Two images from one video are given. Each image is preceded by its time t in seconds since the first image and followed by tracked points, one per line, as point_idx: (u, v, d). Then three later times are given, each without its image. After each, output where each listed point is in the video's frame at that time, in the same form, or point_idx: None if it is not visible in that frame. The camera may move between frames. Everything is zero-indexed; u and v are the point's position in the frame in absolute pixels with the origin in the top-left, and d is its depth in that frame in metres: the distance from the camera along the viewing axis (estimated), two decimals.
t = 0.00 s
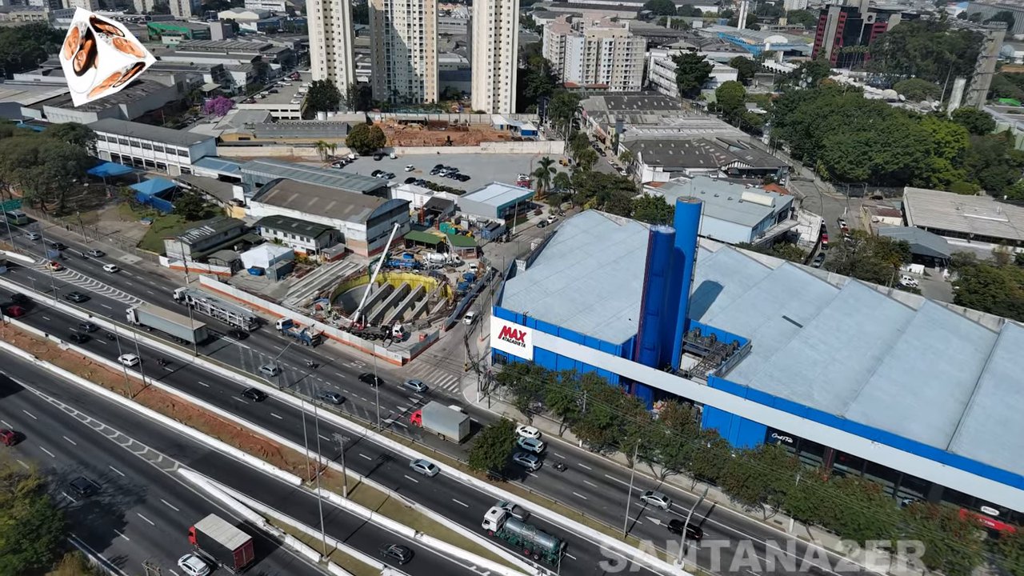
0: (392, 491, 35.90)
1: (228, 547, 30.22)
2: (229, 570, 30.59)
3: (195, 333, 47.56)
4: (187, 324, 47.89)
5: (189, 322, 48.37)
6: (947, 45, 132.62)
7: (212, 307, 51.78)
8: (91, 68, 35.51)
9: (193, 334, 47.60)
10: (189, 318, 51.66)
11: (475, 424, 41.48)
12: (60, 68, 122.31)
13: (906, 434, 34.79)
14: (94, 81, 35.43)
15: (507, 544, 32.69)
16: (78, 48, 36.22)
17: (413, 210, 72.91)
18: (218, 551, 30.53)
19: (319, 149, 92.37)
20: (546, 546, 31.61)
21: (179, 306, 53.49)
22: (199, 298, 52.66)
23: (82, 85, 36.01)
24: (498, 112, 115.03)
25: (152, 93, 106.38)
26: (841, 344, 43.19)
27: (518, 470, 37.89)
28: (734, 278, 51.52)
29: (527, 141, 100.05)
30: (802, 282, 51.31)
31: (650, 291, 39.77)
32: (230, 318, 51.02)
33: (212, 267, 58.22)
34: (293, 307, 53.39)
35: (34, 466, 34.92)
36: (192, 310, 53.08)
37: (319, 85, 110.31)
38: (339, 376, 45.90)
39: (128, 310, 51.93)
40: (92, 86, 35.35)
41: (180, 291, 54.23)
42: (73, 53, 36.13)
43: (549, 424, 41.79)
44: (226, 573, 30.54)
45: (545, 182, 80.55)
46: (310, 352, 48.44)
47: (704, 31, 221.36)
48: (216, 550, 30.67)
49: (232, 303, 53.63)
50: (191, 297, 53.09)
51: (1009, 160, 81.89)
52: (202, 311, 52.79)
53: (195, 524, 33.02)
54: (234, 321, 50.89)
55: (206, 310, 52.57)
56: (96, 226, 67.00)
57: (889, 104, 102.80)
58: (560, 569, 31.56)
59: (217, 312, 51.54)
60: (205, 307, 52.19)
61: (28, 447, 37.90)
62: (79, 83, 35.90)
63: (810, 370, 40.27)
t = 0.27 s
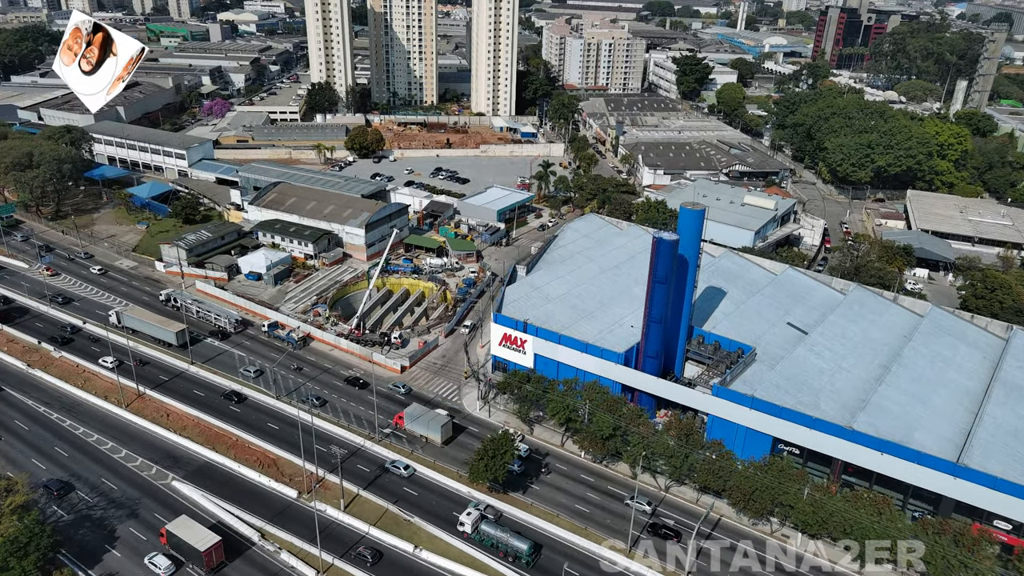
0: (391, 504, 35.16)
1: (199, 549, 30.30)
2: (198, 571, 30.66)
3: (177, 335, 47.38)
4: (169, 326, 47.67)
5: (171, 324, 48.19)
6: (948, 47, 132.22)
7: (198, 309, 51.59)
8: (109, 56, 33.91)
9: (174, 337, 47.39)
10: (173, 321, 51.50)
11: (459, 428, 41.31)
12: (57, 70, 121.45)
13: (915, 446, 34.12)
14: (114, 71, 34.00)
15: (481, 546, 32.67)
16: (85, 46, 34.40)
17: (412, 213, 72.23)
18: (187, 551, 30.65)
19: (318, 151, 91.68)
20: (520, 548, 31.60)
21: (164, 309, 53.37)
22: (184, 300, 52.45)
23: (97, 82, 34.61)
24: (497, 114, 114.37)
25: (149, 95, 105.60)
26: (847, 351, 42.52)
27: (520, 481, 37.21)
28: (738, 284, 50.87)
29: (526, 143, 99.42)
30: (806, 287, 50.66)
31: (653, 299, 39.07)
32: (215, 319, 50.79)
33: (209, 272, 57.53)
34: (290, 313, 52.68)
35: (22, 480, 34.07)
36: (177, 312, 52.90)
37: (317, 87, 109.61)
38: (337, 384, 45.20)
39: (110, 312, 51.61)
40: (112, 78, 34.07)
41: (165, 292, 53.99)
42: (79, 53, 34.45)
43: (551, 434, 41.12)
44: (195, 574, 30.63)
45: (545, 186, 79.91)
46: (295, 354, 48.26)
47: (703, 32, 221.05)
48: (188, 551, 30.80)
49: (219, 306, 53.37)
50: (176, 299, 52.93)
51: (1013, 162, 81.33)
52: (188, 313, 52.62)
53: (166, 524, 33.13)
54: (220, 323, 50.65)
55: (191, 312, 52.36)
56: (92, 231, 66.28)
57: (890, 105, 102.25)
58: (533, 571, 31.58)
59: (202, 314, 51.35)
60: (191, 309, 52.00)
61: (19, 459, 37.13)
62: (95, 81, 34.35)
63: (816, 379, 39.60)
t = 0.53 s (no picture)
0: (389, 518, 34.29)
1: (168, 550, 30.08)
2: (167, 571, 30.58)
3: (158, 337, 47.02)
4: (150, 328, 47.24)
5: (152, 326, 47.77)
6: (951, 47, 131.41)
7: (182, 311, 51.11)
8: (120, 47, 35.97)
9: (156, 339, 47.02)
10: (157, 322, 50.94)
11: (442, 430, 41.11)
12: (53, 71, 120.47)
13: (926, 459, 33.28)
14: (125, 61, 36.10)
15: (455, 549, 32.50)
16: (91, 46, 36.59)
17: (411, 217, 71.34)
18: (157, 552, 30.53)
19: (316, 153, 90.78)
20: (494, 551, 31.47)
21: (149, 310, 52.98)
22: (169, 301, 51.97)
23: (111, 78, 36.83)
24: (497, 115, 113.42)
25: (146, 96, 104.61)
26: (855, 359, 41.65)
27: (522, 494, 36.32)
28: (743, 289, 50.00)
29: (527, 145, 98.52)
30: (812, 293, 49.80)
31: (658, 306, 38.20)
32: (199, 321, 50.42)
33: (205, 278, 56.63)
34: (287, 319, 51.80)
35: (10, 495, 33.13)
36: (163, 314, 52.52)
37: (315, 88, 108.67)
38: (334, 393, 44.29)
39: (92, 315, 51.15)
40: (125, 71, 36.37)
41: (151, 294, 53.44)
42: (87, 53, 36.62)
43: (553, 445, 40.24)
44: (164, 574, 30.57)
45: (546, 188, 79.04)
46: (280, 356, 47.86)
47: (704, 32, 220.27)
48: (158, 553, 30.59)
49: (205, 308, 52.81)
50: (160, 300, 52.43)
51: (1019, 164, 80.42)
52: (173, 314, 52.22)
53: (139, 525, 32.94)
54: (204, 324, 50.33)
55: (176, 313, 51.97)
56: (87, 235, 65.38)
57: (894, 106, 101.40)
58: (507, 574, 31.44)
59: (187, 315, 50.87)
60: (176, 310, 51.55)
61: (9, 472, 36.25)
62: (106, 79, 36.70)
63: (824, 388, 38.74)
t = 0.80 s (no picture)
0: (390, 533, 33.45)
1: (139, 551, 30.02)
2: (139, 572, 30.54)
3: (140, 340, 46.81)
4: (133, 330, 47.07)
5: (135, 329, 47.60)
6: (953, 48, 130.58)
7: (168, 313, 50.98)
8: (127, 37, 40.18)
9: (138, 342, 46.78)
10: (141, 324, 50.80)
11: (426, 433, 40.95)
12: (51, 72, 119.60)
13: (939, 472, 32.47)
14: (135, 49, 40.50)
15: (431, 551, 32.26)
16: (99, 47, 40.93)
17: (411, 221, 70.53)
18: (127, 552, 30.46)
19: (315, 156, 89.99)
20: (470, 553, 31.19)
21: (135, 312, 52.77)
22: (155, 303, 51.83)
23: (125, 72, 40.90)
24: (497, 116, 112.56)
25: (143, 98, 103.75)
26: (865, 368, 40.84)
27: (525, 507, 35.52)
28: (749, 295, 49.19)
29: (527, 147, 97.70)
30: (819, 299, 48.99)
31: (664, 314, 37.36)
32: (184, 323, 50.36)
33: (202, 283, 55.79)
34: (285, 326, 50.98)
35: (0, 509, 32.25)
36: (148, 316, 52.30)
37: (314, 90, 107.81)
38: (332, 402, 43.48)
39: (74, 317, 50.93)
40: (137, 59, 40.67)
41: (137, 296, 53.27)
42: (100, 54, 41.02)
43: (557, 456, 39.43)
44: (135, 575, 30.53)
45: (547, 191, 78.27)
46: (267, 359, 47.63)
47: (705, 32, 219.46)
48: (129, 553, 30.52)
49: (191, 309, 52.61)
50: (146, 302, 52.28)
51: None
52: (159, 316, 52.08)
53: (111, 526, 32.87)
54: (188, 326, 50.28)
55: (162, 315, 51.84)
56: (82, 239, 64.59)
57: (898, 107, 100.58)
58: None
59: (173, 317, 50.74)
60: (161, 313, 51.41)
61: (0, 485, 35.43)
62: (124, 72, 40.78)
63: (834, 398, 37.91)
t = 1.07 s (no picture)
0: (391, 547, 32.67)
1: (114, 551, 29.97)
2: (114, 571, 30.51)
3: (124, 341, 46.63)
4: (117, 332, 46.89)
5: (119, 330, 47.42)
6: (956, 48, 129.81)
7: (155, 314, 50.86)
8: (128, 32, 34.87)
9: (122, 343, 46.58)
10: (126, 325, 50.85)
11: (413, 436, 40.67)
12: (48, 74, 118.70)
13: (952, 484, 31.75)
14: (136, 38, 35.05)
15: (409, 552, 32.25)
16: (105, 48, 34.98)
17: (412, 224, 69.80)
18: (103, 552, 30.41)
19: (314, 158, 89.25)
20: (447, 555, 31.17)
21: (122, 313, 52.54)
22: (142, 305, 51.67)
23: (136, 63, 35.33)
24: (498, 117, 111.79)
25: (141, 99, 102.97)
26: (875, 375, 40.08)
27: (530, 520, 34.77)
28: (755, 300, 48.43)
29: (528, 149, 96.97)
30: (826, 304, 48.25)
31: (671, 322, 36.57)
32: (171, 323, 50.27)
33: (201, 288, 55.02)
34: (285, 332, 50.23)
35: None
36: (135, 317, 52.09)
37: (314, 91, 107.01)
38: (332, 410, 42.73)
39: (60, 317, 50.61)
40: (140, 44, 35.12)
41: (124, 297, 53.05)
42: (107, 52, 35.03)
43: (561, 466, 38.68)
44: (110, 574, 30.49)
45: (549, 194, 77.54)
46: (254, 361, 47.39)
47: (705, 33, 218.82)
48: (105, 553, 30.44)
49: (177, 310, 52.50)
50: (134, 304, 52.09)
51: None
52: (146, 317, 51.92)
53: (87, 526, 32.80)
54: (174, 327, 50.19)
55: (148, 316, 51.69)
56: (79, 243, 63.84)
57: (901, 109, 99.86)
58: None
59: (160, 318, 50.63)
60: (149, 313, 51.29)
61: None
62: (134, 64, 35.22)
63: (844, 407, 37.15)
